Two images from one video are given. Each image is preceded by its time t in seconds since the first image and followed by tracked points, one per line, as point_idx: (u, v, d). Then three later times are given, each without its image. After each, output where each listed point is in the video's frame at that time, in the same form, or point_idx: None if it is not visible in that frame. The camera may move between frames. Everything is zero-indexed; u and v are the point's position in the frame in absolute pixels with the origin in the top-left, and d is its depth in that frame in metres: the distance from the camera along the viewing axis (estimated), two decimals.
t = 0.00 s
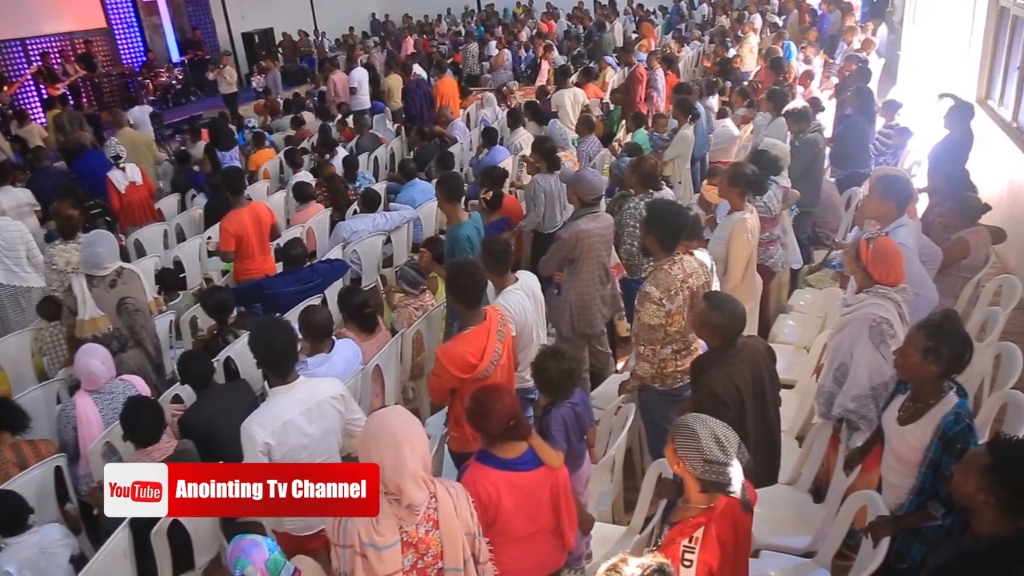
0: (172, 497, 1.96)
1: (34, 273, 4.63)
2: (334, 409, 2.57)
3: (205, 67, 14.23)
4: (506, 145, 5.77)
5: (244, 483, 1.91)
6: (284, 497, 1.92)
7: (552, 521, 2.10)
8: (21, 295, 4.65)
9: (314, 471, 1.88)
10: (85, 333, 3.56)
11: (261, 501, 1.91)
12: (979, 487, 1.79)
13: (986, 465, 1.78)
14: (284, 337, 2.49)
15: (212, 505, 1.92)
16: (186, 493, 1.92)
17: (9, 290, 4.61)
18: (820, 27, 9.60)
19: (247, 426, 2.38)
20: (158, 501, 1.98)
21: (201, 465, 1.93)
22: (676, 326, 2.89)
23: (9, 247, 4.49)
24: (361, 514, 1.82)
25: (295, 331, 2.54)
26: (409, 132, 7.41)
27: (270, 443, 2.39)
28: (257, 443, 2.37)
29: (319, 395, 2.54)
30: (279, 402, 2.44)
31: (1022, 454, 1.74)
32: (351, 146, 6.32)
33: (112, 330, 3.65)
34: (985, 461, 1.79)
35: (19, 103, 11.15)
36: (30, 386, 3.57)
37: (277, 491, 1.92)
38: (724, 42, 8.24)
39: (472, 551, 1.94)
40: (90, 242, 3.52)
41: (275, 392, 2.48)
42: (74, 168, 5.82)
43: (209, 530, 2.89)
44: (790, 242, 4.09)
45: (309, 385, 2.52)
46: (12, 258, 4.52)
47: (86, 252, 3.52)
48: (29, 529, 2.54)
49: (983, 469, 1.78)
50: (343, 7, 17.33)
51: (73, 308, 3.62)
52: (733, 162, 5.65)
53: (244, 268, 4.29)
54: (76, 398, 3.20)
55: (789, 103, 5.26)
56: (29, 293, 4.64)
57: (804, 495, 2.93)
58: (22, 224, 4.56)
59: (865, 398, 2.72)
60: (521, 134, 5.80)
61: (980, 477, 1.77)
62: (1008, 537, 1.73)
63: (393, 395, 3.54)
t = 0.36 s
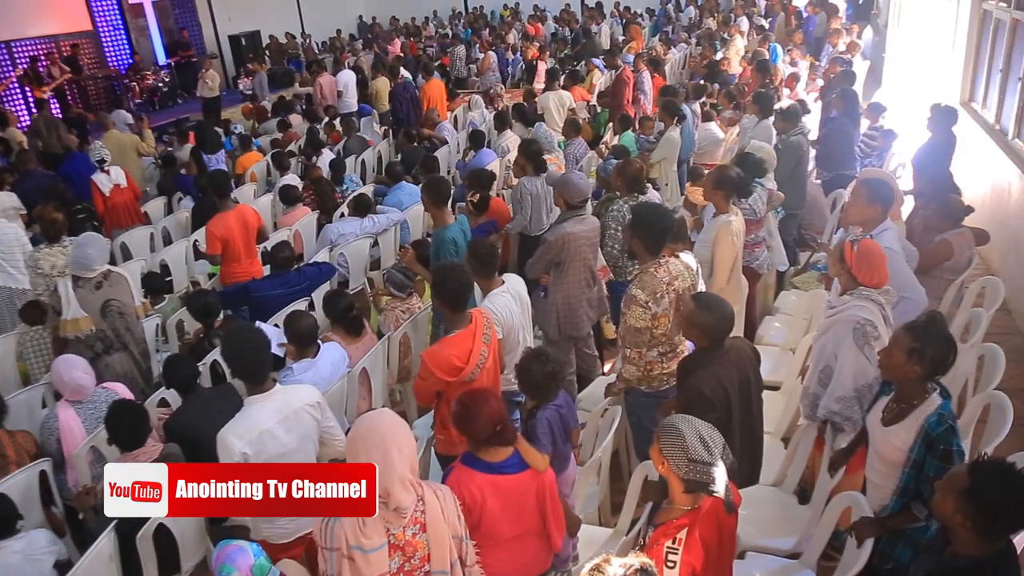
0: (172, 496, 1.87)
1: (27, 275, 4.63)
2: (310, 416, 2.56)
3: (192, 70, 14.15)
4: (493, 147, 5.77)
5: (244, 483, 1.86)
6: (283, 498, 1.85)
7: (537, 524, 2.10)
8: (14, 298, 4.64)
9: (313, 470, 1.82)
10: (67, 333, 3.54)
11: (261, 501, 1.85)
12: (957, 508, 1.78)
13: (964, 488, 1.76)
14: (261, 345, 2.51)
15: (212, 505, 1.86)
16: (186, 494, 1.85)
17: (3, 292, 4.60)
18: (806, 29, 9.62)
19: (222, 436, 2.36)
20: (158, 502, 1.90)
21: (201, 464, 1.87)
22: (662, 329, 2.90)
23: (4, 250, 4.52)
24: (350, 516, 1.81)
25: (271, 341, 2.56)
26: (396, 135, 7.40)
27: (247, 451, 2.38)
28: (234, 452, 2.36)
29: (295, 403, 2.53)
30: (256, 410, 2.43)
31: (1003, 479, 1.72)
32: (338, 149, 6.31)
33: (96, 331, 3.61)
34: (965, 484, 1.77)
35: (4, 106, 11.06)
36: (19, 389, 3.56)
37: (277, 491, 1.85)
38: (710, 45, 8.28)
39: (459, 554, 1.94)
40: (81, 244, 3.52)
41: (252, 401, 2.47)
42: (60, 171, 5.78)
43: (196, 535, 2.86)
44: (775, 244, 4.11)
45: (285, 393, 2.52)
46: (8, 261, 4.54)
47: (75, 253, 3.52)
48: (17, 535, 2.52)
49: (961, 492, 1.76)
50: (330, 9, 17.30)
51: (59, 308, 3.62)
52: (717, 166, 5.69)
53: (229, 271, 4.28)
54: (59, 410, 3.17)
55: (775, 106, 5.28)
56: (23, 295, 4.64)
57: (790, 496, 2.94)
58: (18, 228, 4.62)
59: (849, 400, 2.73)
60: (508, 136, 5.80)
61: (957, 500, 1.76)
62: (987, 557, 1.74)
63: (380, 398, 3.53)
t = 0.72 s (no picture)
0: (172, 496, 2.03)
1: (33, 278, 4.62)
2: (308, 423, 2.51)
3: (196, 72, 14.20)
4: (498, 150, 5.77)
5: (244, 483, 2.05)
6: (282, 497, 2.03)
7: (546, 528, 2.10)
8: (21, 301, 4.65)
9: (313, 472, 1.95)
10: (76, 325, 3.61)
11: (260, 500, 2.06)
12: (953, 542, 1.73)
13: (956, 524, 1.71)
14: (257, 355, 2.47)
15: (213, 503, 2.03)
16: (186, 493, 2.01)
17: (9, 294, 4.61)
18: (809, 33, 9.60)
19: (219, 445, 2.30)
20: (158, 502, 2.04)
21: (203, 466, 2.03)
22: (669, 333, 2.91)
23: (10, 252, 4.55)
24: (358, 518, 1.84)
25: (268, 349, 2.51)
26: (400, 137, 7.41)
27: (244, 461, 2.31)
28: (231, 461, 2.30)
29: (293, 410, 2.48)
30: (253, 418, 2.38)
31: (995, 514, 1.66)
32: (342, 152, 6.32)
33: (104, 329, 3.66)
34: (957, 519, 1.72)
35: (10, 107, 11.09)
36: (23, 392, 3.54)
37: (276, 490, 2.04)
38: (714, 49, 8.28)
39: (467, 556, 1.96)
40: (107, 244, 3.54)
41: (248, 410, 2.42)
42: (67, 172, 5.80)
43: (203, 536, 2.86)
44: (781, 249, 4.11)
45: (283, 401, 2.46)
46: (14, 264, 4.56)
47: (102, 252, 3.53)
48: (28, 539, 2.53)
49: (953, 527, 1.72)
50: (333, 11, 17.32)
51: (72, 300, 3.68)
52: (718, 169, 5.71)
53: (234, 273, 4.30)
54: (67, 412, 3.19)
55: (780, 110, 5.29)
56: (28, 298, 4.64)
57: (797, 500, 2.94)
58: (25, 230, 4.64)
59: (856, 405, 2.73)
60: (512, 140, 5.80)
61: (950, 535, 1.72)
62: None
63: (386, 400, 3.54)
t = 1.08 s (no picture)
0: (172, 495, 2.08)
1: (56, 277, 4.68)
2: (329, 431, 2.45)
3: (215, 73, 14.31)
4: (517, 152, 5.76)
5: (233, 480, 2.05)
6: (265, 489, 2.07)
7: (575, 529, 2.09)
8: (44, 299, 4.69)
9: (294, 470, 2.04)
10: (108, 323, 3.62)
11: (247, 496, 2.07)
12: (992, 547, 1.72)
13: (995, 531, 1.70)
14: (279, 356, 2.39)
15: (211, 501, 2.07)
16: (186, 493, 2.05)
17: (33, 293, 4.65)
18: (830, 36, 9.53)
19: (238, 449, 2.26)
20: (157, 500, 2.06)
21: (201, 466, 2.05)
22: (693, 337, 2.88)
23: (33, 251, 4.60)
24: (388, 521, 1.84)
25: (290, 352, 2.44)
26: (419, 138, 7.42)
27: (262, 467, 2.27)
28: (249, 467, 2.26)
29: (312, 417, 2.40)
30: (273, 424, 2.30)
31: None
32: (362, 153, 6.34)
33: (133, 327, 3.67)
34: (994, 525, 1.70)
35: (33, 108, 11.24)
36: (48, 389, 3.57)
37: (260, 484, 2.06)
38: (733, 51, 8.24)
39: (495, 557, 1.96)
40: (135, 242, 3.59)
41: (268, 415, 2.35)
42: (89, 172, 5.84)
43: (227, 534, 2.86)
44: (804, 252, 4.08)
45: (304, 407, 2.39)
46: (38, 263, 4.61)
47: (130, 250, 3.58)
48: (27, 537, 2.39)
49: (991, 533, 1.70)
50: (351, 13, 17.39)
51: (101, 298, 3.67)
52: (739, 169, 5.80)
53: (256, 272, 4.31)
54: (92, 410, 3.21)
55: (802, 113, 5.26)
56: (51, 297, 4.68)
57: (822, 505, 2.91)
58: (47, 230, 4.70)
59: (883, 410, 2.70)
60: (532, 141, 5.79)
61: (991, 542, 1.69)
62: None
63: (407, 401, 3.54)
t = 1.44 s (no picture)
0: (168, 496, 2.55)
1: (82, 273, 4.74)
2: (360, 431, 2.44)
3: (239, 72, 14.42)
4: (542, 153, 5.77)
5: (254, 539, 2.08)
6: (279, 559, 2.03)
7: (606, 525, 2.06)
8: (71, 295, 4.74)
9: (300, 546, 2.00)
10: (143, 321, 3.68)
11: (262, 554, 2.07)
12: None
13: None
14: (311, 354, 2.38)
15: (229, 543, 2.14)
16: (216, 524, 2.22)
17: (59, 291, 4.69)
18: (855, 38, 9.42)
19: (266, 448, 2.30)
20: (159, 500, 2.56)
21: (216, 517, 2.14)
22: (721, 341, 2.87)
23: (57, 247, 4.62)
24: (425, 520, 1.85)
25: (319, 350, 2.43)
26: (442, 139, 7.45)
27: (288, 464, 2.31)
28: (276, 465, 2.29)
29: (338, 424, 2.38)
30: (304, 421, 2.33)
31: None
32: (386, 153, 6.37)
33: (166, 324, 3.73)
34: None
35: (61, 105, 11.43)
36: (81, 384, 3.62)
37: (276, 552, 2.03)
38: (758, 54, 8.20)
39: (530, 553, 1.95)
40: (167, 240, 3.61)
41: (298, 413, 2.35)
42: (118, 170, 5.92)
43: (257, 530, 2.89)
44: (832, 257, 4.05)
45: (334, 407, 2.38)
46: (60, 259, 4.65)
47: (162, 248, 3.61)
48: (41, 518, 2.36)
49: None
50: (374, 13, 17.48)
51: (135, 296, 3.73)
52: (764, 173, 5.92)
53: (285, 270, 4.35)
54: (124, 406, 3.26)
55: (830, 116, 5.22)
56: (78, 292, 4.74)
57: (851, 512, 2.89)
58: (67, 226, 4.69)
59: (916, 417, 2.68)
60: (556, 142, 5.80)
61: None
62: None
63: (434, 401, 3.55)
